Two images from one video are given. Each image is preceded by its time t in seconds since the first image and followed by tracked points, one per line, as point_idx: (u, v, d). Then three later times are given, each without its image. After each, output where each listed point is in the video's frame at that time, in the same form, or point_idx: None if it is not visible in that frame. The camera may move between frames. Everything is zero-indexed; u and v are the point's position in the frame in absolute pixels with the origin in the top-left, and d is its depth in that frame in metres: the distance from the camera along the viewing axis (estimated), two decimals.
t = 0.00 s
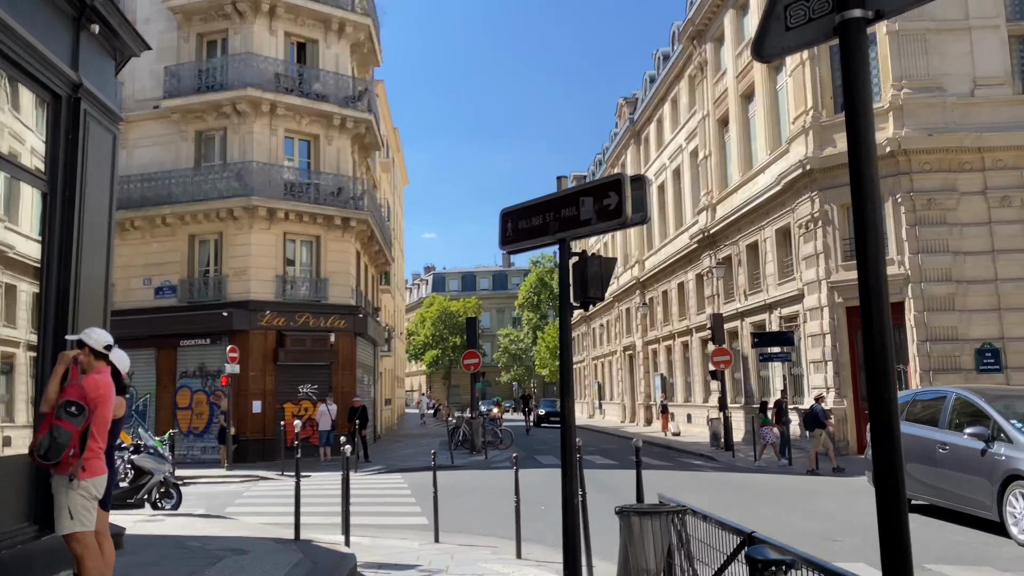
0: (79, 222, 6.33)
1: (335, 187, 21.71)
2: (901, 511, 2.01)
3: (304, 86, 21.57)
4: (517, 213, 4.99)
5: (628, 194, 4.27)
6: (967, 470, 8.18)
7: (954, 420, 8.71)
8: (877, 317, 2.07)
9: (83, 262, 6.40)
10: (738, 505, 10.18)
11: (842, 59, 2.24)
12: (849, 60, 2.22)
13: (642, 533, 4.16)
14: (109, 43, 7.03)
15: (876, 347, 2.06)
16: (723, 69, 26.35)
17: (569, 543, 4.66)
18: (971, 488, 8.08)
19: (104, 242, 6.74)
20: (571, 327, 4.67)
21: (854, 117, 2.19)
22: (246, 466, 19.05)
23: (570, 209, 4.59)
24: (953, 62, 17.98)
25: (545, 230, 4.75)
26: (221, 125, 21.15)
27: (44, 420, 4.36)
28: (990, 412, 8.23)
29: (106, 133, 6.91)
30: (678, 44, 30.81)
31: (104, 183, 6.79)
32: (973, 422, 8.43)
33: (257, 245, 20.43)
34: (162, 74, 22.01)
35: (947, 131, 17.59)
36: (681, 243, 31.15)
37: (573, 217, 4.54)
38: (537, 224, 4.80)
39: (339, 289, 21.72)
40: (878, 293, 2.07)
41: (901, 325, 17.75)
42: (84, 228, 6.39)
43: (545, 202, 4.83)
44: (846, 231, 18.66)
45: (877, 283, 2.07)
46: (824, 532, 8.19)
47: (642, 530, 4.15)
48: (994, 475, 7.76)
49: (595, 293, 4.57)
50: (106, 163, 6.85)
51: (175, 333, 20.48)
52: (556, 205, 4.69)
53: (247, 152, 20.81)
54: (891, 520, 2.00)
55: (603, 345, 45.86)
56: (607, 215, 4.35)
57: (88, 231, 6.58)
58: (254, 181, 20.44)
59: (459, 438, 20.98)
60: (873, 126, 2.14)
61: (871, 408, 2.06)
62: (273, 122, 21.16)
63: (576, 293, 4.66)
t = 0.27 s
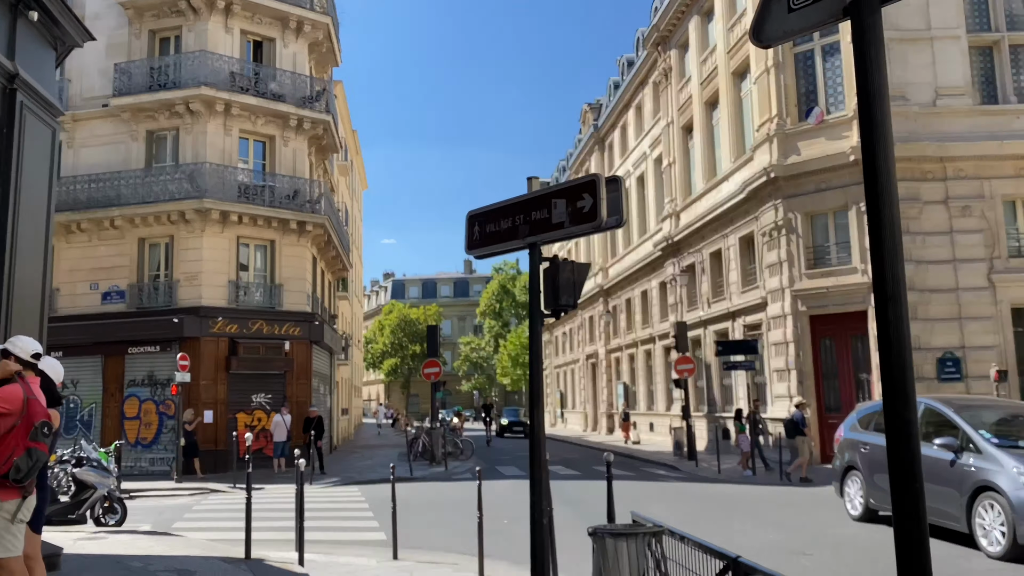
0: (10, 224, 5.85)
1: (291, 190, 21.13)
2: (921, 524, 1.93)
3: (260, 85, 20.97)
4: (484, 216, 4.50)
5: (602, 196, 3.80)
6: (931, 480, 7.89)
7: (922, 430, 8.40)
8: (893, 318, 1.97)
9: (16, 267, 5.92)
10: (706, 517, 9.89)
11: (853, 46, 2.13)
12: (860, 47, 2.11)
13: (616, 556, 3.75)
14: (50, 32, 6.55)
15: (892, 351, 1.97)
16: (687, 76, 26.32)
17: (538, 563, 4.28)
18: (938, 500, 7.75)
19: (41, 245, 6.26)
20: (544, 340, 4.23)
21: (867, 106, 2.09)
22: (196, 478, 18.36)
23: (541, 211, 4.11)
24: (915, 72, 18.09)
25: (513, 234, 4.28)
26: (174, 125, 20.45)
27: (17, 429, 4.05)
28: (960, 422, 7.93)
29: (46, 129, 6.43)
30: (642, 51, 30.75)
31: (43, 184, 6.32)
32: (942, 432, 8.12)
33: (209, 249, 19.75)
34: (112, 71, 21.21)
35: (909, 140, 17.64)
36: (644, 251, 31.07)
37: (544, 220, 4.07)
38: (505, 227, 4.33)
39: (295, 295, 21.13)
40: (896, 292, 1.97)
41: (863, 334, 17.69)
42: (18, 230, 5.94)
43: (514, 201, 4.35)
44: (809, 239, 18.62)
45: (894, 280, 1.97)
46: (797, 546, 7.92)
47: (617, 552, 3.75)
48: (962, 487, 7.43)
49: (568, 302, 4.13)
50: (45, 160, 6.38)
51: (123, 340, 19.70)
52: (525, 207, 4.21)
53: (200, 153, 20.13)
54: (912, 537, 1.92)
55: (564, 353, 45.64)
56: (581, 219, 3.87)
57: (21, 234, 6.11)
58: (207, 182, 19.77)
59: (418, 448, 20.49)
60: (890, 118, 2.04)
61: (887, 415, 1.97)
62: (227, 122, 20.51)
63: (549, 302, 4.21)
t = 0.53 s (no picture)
0: None
1: (259, 190, 20.85)
2: (949, 496, 2.58)
3: (227, 83, 20.66)
4: (459, 205, 4.46)
5: (582, 184, 3.75)
6: (905, 479, 7.98)
7: (894, 428, 8.49)
8: (925, 338, 2.65)
9: None
10: (678, 517, 9.87)
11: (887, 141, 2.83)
12: (895, 134, 2.81)
13: (597, 558, 3.68)
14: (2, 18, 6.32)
15: (922, 364, 2.64)
16: (657, 79, 26.42)
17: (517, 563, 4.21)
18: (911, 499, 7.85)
19: None
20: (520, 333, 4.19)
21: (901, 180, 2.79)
22: (160, 482, 18.02)
23: (518, 201, 4.08)
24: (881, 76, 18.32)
25: (489, 224, 4.23)
26: (138, 122, 20.06)
27: None
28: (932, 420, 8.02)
29: None
30: (612, 54, 30.83)
31: None
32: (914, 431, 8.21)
33: (174, 249, 19.41)
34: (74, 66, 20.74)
35: (875, 143, 17.85)
36: (614, 254, 31.13)
37: (521, 210, 4.03)
38: (482, 217, 4.28)
39: (262, 296, 20.85)
40: (927, 331, 2.64)
41: (831, 335, 17.86)
42: None
43: (490, 191, 4.31)
44: (777, 241, 18.77)
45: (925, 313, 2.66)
46: (769, 546, 7.90)
47: (597, 554, 3.68)
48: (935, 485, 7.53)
49: (545, 294, 4.09)
50: None
51: (85, 341, 19.26)
52: (502, 196, 4.17)
53: (165, 151, 19.77)
54: (941, 512, 2.58)
55: (534, 355, 45.61)
56: (559, 207, 3.83)
57: None
58: (173, 181, 19.42)
59: (387, 451, 20.32)
60: (923, 192, 2.73)
61: (919, 417, 2.62)
62: (194, 120, 20.16)
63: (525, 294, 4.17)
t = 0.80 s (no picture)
0: None
1: (239, 187, 20.49)
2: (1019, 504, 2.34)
3: (206, 78, 20.29)
4: (446, 195, 4.25)
5: (577, 170, 3.54)
6: (897, 480, 7.82)
7: (887, 427, 8.34)
8: (995, 336, 2.41)
9: None
10: (667, 517, 9.69)
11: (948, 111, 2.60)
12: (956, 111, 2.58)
13: (595, 567, 3.48)
14: None
15: (993, 362, 2.41)
16: (641, 76, 26.30)
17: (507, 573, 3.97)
18: (904, 500, 7.71)
19: None
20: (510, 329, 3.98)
21: (961, 139, 2.55)
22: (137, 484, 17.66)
23: (508, 189, 3.86)
24: (867, 74, 18.28)
25: (478, 214, 4.02)
26: (115, 117, 19.66)
27: None
28: (926, 419, 7.88)
29: None
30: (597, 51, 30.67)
31: None
32: (907, 431, 8.07)
33: (152, 246, 19.03)
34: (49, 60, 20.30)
35: (861, 140, 17.78)
36: (598, 252, 30.99)
37: (511, 198, 3.82)
38: (469, 206, 4.07)
39: (242, 294, 20.50)
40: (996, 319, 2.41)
41: (817, 333, 17.76)
42: None
43: (480, 180, 4.09)
44: (764, 239, 18.68)
45: (995, 314, 2.42)
46: (762, 548, 7.73)
47: (594, 564, 3.48)
48: (930, 485, 7.39)
49: (537, 287, 3.90)
50: None
51: (60, 341, 18.85)
52: (492, 184, 3.96)
53: (142, 146, 19.38)
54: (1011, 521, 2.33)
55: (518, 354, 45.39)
56: (551, 195, 3.62)
57: None
58: (151, 177, 19.03)
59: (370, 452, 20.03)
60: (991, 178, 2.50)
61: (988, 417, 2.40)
62: (172, 115, 19.78)
63: (515, 288, 3.97)
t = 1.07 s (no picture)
0: None
1: (225, 181, 20.16)
2: None
3: (191, 70, 19.96)
4: (441, 178, 4.02)
5: (583, 148, 3.33)
6: (900, 475, 7.65)
7: (889, 422, 8.17)
8: None
9: None
10: (665, 515, 9.51)
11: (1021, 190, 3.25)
12: None
13: (605, 569, 3.29)
14: None
15: None
16: (632, 71, 26.12)
17: None
18: (907, 496, 7.54)
19: None
20: (509, 320, 3.77)
21: None
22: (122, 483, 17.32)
23: (509, 170, 3.65)
24: (860, 67, 18.16)
25: (476, 198, 3.80)
26: (98, 110, 19.30)
27: None
28: (929, 414, 7.71)
29: None
30: (587, 46, 30.47)
31: None
32: (910, 426, 7.90)
33: (136, 241, 18.68)
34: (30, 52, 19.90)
35: (855, 134, 17.66)
36: (589, 248, 30.80)
37: (512, 180, 3.60)
38: (467, 190, 3.84)
39: (229, 290, 20.18)
40: None
41: (810, 329, 17.63)
42: None
43: (477, 162, 3.87)
44: (757, 234, 18.54)
45: None
46: (763, 546, 7.54)
47: (605, 564, 3.28)
48: (934, 481, 7.23)
49: (538, 276, 3.68)
50: None
51: (42, 337, 18.48)
52: (491, 166, 3.73)
53: (126, 139, 19.03)
54: None
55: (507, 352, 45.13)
56: (555, 175, 3.40)
57: None
58: (135, 171, 18.69)
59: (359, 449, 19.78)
60: None
61: None
62: (156, 107, 19.43)
63: (515, 276, 3.76)
